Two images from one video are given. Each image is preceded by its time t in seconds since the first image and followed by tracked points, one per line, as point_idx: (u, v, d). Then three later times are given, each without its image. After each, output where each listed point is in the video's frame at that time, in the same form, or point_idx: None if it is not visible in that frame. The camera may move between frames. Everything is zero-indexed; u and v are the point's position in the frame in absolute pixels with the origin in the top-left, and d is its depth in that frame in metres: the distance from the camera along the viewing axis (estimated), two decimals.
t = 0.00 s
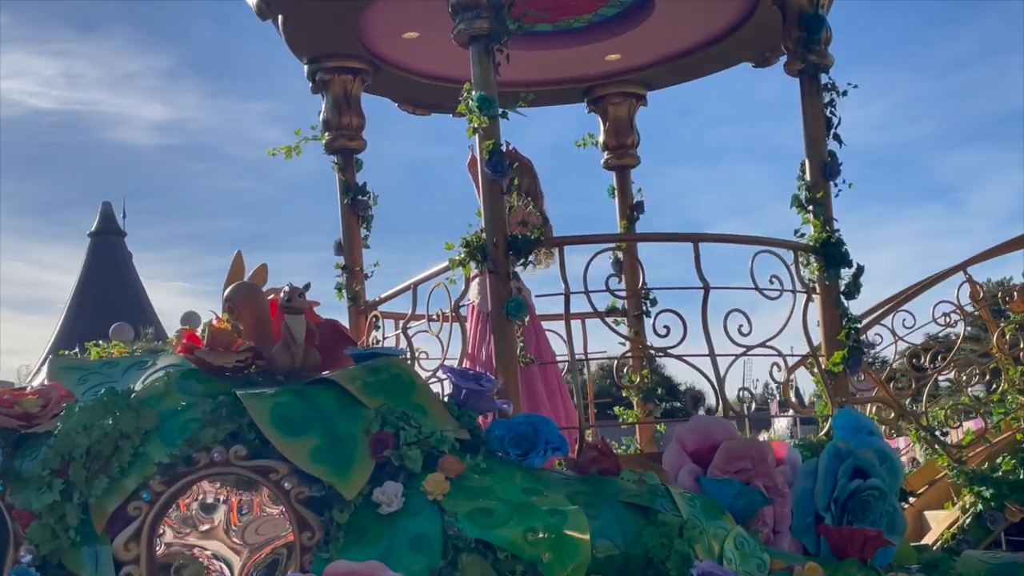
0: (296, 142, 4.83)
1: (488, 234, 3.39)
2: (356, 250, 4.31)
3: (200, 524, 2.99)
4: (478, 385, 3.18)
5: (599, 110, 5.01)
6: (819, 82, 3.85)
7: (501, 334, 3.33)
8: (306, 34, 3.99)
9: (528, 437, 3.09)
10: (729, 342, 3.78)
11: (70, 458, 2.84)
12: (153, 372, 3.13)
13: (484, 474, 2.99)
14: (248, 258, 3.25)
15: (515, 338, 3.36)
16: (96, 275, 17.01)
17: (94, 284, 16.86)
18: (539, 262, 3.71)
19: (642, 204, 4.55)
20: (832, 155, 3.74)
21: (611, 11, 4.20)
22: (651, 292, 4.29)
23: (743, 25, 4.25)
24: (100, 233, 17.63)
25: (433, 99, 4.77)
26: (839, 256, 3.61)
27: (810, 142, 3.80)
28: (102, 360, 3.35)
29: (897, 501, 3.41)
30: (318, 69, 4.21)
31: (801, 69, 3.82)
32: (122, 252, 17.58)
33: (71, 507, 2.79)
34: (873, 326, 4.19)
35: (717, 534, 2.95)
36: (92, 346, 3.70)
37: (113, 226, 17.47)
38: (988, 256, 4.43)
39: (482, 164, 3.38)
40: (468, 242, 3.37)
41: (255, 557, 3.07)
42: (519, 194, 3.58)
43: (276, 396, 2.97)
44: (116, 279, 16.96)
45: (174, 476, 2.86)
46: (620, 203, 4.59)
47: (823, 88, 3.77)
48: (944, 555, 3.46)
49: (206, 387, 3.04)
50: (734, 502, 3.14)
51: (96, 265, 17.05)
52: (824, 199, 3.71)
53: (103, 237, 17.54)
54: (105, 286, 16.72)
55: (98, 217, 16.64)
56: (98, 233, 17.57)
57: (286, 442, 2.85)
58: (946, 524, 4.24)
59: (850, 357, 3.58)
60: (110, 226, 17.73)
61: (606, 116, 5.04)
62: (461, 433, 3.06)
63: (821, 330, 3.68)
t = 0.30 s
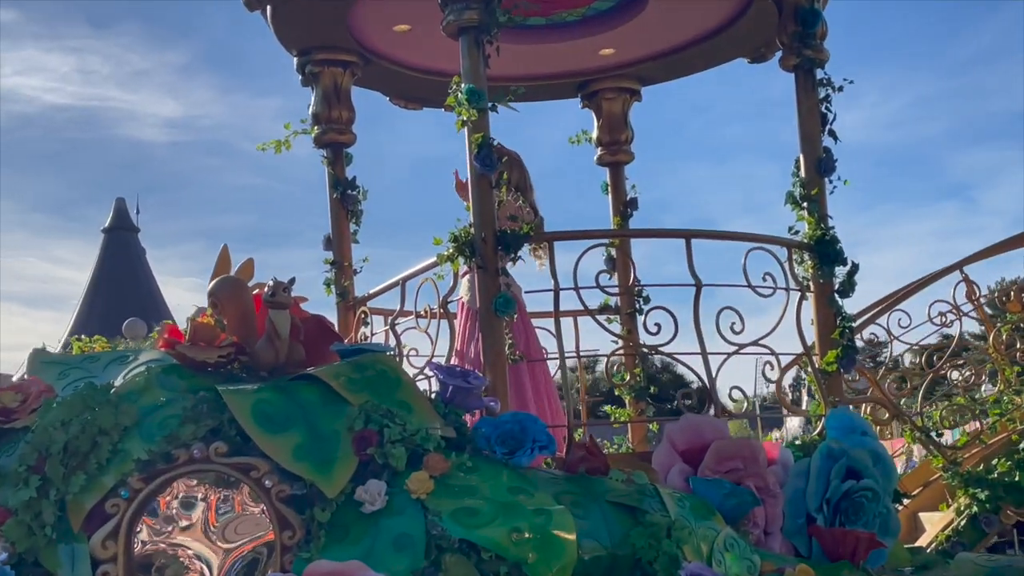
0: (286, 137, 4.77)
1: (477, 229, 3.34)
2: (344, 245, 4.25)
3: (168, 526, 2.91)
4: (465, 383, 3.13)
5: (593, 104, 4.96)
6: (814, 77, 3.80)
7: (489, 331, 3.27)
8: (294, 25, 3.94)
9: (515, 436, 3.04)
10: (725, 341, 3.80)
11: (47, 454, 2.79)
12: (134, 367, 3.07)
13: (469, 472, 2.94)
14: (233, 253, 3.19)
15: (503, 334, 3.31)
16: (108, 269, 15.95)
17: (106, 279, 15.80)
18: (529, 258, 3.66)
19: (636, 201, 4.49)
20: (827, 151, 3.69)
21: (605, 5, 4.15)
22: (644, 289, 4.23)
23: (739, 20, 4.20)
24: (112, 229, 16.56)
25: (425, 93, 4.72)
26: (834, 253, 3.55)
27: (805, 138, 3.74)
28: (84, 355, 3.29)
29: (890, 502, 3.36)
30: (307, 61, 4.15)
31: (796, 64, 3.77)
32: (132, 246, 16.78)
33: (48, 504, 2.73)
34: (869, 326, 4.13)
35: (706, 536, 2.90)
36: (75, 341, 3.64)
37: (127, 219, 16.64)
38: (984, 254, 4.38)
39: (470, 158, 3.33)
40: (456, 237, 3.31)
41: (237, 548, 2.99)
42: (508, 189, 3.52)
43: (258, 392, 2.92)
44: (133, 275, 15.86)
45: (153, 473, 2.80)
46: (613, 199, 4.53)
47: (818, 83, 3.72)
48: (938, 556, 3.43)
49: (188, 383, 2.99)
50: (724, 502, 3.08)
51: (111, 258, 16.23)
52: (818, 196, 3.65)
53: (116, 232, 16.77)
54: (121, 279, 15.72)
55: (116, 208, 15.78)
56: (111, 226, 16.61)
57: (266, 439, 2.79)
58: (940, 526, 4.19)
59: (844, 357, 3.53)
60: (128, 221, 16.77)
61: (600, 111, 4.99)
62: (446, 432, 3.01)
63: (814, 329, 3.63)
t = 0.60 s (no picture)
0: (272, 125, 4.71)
1: (460, 221, 3.29)
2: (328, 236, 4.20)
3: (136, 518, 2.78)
4: (446, 377, 3.08)
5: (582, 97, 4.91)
6: (805, 71, 3.75)
7: (472, 324, 3.22)
8: (278, 13, 3.88)
9: (496, 431, 2.99)
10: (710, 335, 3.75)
11: (19, 446, 2.74)
12: (109, 357, 3.00)
13: (449, 468, 2.88)
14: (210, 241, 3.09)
15: (487, 328, 3.26)
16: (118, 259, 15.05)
17: (117, 268, 14.87)
18: (514, 251, 3.61)
19: (625, 195, 4.43)
20: (817, 145, 3.64)
21: None
22: (632, 284, 4.18)
23: (730, 12, 4.14)
24: (123, 221, 15.70)
25: (412, 84, 4.66)
26: (822, 249, 3.51)
27: (795, 131, 3.70)
28: (59, 344, 3.23)
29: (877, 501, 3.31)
30: (292, 50, 4.09)
31: (787, 57, 3.72)
32: (145, 237, 15.84)
33: (19, 496, 2.69)
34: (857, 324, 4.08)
35: (689, 534, 2.85)
36: (52, 330, 3.58)
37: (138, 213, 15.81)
38: (973, 252, 4.34)
39: (455, 149, 3.27)
40: (439, 228, 3.26)
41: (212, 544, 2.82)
42: (492, 180, 3.47)
43: (234, 384, 2.86)
44: (141, 265, 15.10)
45: (126, 465, 2.74)
46: (602, 192, 4.48)
47: (809, 77, 3.67)
48: (924, 556, 3.43)
49: (163, 374, 2.93)
50: (708, 500, 3.04)
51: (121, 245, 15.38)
52: (808, 190, 3.61)
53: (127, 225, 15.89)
54: (134, 267, 14.97)
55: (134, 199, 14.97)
56: (121, 218, 15.79)
57: (242, 432, 2.74)
58: (927, 526, 4.15)
59: (832, 354, 3.48)
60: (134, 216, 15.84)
61: (589, 104, 4.94)
62: (426, 426, 2.96)
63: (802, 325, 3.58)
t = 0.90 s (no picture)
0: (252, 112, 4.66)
1: (436, 209, 3.24)
2: (306, 226, 4.17)
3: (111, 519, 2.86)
4: (420, 367, 3.04)
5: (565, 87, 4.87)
6: (788, 63, 3.71)
7: (447, 315, 3.18)
8: None
9: (470, 422, 2.95)
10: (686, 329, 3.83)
11: None
12: (77, 344, 2.95)
13: (420, 459, 2.85)
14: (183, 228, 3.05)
15: (462, 319, 3.22)
16: (119, 243, 15.02)
17: (119, 251, 14.86)
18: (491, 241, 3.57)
19: (607, 188, 4.39)
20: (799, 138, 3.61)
21: None
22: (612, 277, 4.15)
23: (714, 4, 4.11)
24: (123, 210, 15.70)
25: (392, 73, 4.62)
26: (803, 243, 3.47)
27: (777, 124, 3.66)
28: (27, 330, 3.17)
29: (855, 498, 3.28)
30: (270, 36, 4.04)
31: (769, 49, 3.69)
32: (146, 225, 15.82)
33: None
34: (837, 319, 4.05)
35: (663, 529, 2.82)
36: (23, 316, 3.53)
37: (139, 201, 15.86)
38: (956, 248, 4.33)
39: (432, 137, 3.23)
40: (415, 217, 3.21)
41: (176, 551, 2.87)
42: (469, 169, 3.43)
43: (203, 373, 2.82)
44: (144, 253, 15.05)
45: (91, 454, 2.69)
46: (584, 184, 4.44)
47: (791, 70, 3.63)
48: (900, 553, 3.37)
49: (132, 362, 2.88)
50: (683, 495, 3.00)
51: (122, 232, 15.30)
52: (788, 184, 3.57)
53: (127, 212, 15.91)
54: (138, 253, 14.91)
55: (135, 185, 15.13)
56: (122, 207, 15.83)
57: (209, 421, 2.69)
58: (906, 522, 4.13)
59: (811, 349, 3.44)
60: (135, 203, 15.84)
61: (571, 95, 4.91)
62: (397, 418, 2.92)
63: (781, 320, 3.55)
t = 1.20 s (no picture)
0: (230, 92, 4.59)
1: (410, 193, 3.19)
2: (280, 210, 4.15)
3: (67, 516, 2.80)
4: (391, 354, 2.99)
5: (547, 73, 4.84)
6: (770, 50, 3.67)
7: (420, 300, 3.13)
8: None
9: (441, 409, 2.91)
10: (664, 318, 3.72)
11: None
12: (40, 325, 2.88)
13: (388, 446, 2.80)
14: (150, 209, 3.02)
15: (435, 305, 3.17)
16: (117, 229, 14.89)
17: (116, 237, 14.71)
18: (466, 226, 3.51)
19: (587, 174, 4.33)
20: (781, 126, 3.56)
21: None
22: (591, 265, 4.11)
23: None
24: (123, 196, 15.51)
25: (371, 55, 4.56)
26: (782, 232, 3.43)
27: (758, 112, 3.61)
28: None
29: (831, 490, 3.25)
30: (246, 16, 3.97)
31: (752, 35, 3.63)
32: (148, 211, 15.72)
33: None
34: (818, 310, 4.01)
35: (635, 520, 2.77)
36: None
37: (139, 187, 15.71)
38: (939, 240, 4.29)
39: (406, 119, 3.17)
40: (389, 200, 3.15)
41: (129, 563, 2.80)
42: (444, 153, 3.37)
43: (167, 356, 2.75)
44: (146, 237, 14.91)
45: (52, 438, 2.63)
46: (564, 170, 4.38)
47: (774, 57, 3.59)
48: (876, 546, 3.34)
49: (96, 344, 2.81)
50: (656, 485, 2.96)
51: (121, 218, 15.18)
52: (769, 172, 3.53)
53: (127, 199, 15.75)
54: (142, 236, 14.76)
55: (135, 170, 15.02)
56: (121, 192, 15.62)
57: (173, 405, 2.63)
58: (884, 515, 4.11)
59: (789, 339, 3.40)
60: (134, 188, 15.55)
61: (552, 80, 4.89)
62: (366, 405, 2.86)
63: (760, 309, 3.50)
